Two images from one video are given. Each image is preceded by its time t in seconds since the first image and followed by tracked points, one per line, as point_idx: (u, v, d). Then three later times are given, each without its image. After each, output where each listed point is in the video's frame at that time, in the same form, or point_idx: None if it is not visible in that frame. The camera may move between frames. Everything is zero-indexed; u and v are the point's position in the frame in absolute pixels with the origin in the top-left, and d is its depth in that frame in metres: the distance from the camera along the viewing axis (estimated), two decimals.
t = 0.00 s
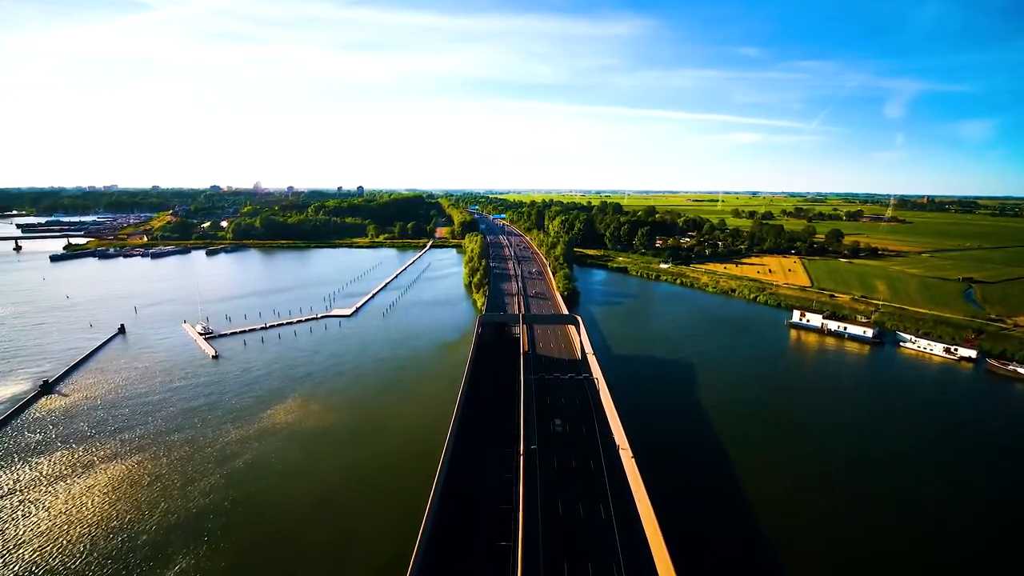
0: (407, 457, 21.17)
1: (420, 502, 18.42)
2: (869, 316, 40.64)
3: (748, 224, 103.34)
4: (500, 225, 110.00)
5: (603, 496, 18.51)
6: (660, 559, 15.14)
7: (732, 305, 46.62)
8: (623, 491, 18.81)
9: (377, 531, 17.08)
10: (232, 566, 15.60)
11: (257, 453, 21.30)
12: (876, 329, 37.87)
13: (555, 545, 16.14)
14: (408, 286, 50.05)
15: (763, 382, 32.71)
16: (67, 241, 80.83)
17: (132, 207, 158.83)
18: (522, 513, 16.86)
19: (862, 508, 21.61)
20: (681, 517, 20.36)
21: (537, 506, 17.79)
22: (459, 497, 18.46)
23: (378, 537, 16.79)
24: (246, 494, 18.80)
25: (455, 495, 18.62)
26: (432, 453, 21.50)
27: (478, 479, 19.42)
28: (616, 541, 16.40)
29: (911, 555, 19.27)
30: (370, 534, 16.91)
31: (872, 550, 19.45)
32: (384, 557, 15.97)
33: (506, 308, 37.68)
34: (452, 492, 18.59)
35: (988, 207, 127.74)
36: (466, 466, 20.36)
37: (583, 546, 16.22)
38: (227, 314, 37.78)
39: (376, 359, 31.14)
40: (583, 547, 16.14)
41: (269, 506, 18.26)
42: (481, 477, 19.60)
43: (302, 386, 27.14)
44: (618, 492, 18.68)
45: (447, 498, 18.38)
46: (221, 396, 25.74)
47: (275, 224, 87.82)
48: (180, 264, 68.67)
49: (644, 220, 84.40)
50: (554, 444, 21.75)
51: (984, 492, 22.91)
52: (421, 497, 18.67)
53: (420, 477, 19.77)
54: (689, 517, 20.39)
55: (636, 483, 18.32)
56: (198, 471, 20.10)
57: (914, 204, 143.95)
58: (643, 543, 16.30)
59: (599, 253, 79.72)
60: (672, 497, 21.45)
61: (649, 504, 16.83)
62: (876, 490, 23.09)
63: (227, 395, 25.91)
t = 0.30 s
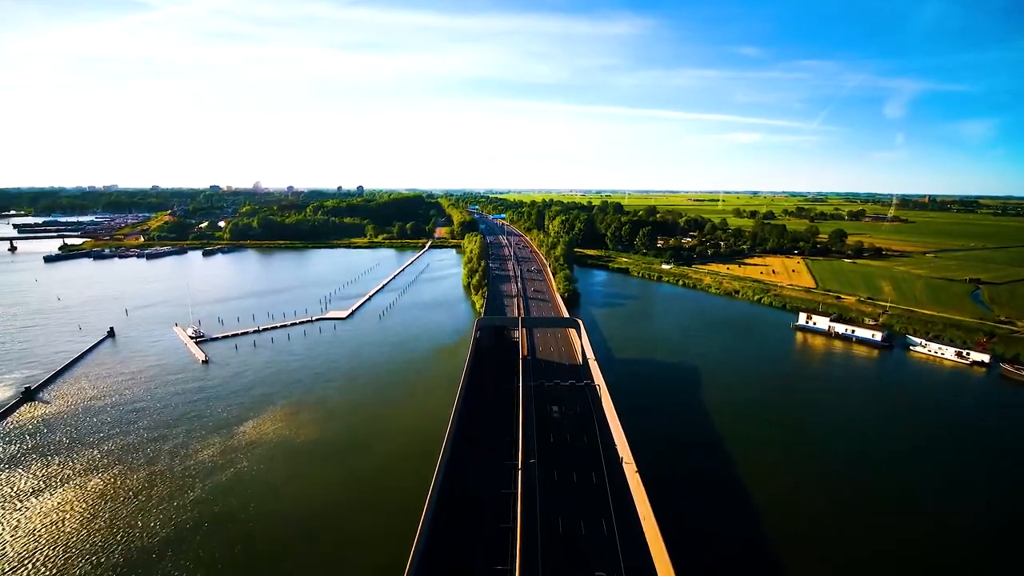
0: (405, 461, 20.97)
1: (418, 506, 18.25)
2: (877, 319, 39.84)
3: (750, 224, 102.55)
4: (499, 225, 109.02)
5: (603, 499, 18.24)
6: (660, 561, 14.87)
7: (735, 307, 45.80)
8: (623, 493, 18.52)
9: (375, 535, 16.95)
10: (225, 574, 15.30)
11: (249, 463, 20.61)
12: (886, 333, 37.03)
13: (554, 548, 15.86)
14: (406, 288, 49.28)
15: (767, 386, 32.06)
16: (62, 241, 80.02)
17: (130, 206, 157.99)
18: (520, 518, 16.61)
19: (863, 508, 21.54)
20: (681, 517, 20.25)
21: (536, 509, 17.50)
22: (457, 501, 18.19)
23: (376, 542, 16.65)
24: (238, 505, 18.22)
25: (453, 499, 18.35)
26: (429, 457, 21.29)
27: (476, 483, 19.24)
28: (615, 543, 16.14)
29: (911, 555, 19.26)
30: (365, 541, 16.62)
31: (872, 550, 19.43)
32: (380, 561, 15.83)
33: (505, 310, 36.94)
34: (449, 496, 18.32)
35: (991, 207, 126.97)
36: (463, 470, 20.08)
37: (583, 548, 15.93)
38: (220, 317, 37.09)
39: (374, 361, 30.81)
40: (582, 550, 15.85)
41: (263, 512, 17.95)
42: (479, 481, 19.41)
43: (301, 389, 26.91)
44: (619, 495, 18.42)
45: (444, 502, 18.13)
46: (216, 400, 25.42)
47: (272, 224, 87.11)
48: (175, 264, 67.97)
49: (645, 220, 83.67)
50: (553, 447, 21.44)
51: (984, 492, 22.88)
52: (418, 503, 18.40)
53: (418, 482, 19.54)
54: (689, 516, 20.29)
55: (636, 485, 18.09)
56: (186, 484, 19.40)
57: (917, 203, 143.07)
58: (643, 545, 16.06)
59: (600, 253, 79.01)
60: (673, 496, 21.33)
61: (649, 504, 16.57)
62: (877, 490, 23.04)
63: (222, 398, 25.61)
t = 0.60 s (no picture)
0: (401, 466, 20.62)
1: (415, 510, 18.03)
2: (885, 321, 39.02)
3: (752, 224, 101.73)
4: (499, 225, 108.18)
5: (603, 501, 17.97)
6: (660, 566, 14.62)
7: (739, 309, 45.02)
8: (623, 496, 18.25)
9: (375, 534, 16.89)
10: None
11: (233, 479, 19.77)
12: (895, 336, 36.20)
13: (553, 552, 15.63)
14: (404, 289, 48.51)
15: (772, 391, 31.41)
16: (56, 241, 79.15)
17: (128, 206, 157.07)
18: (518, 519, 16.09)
19: (863, 508, 21.59)
20: (681, 517, 20.16)
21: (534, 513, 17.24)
22: (453, 505, 17.92)
23: (374, 544, 16.50)
24: (223, 522, 17.47)
25: (450, 503, 18.06)
26: (424, 459, 20.96)
27: (472, 489, 18.76)
28: (615, 547, 15.89)
29: (911, 555, 19.31)
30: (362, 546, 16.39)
31: (872, 550, 19.46)
32: (381, 562, 15.74)
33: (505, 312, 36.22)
34: (446, 500, 18.07)
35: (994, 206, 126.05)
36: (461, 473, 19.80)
37: (582, 553, 15.68)
38: (212, 320, 36.35)
39: (369, 366, 30.16)
40: (581, 555, 15.60)
41: (257, 517, 17.71)
42: (474, 487, 18.88)
43: (297, 391, 26.67)
44: (619, 500, 18.03)
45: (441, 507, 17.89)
46: (211, 403, 25.14)
47: (270, 224, 86.31)
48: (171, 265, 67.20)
49: (646, 220, 82.92)
50: (552, 450, 21.14)
51: (984, 493, 22.90)
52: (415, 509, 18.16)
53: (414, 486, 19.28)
54: (690, 517, 20.17)
55: (636, 491, 17.71)
56: (165, 501, 18.54)
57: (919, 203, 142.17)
58: (643, 549, 15.81)
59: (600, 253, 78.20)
60: (673, 497, 21.23)
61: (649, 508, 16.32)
62: (877, 490, 23.09)
63: (217, 401, 25.35)
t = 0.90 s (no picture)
0: (399, 471, 20.79)
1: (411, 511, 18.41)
2: (894, 324, 38.21)
3: (753, 224, 101.02)
4: (498, 225, 107.28)
5: (603, 502, 17.97)
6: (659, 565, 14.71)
7: (743, 311, 44.23)
8: (621, 496, 18.28)
9: (376, 534, 17.29)
10: None
11: (232, 483, 19.73)
12: (905, 340, 35.39)
13: (550, 550, 15.78)
14: (401, 291, 47.76)
15: (775, 394, 30.87)
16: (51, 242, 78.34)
17: (125, 206, 156.20)
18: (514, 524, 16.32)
19: (862, 508, 21.46)
20: (681, 517, 20.03)
21: (531, 513, 17.35)
22: (451, 509, 18.17)
23: (375, 542, 16.95)
24: (206, 541, 16.85)
25: (447, 506, 18.42)
26: (423, 463, 21.25)
27: (469, 493, 18.99)
28: (615, 548, 15.92)
29: (911, 555, 19.19)
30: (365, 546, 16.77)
31: (872, 550, 19.35)
32: (382, 561, 16.16)
33: (503, 315, 35.50)
34: (443, 503, 18.44)
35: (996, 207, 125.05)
36: (458, 474, 20.08)
37: (580, 550, 15.81)
38: (204, 323, 35.61)
39: (366, 369, 29.82)
40: (579, 552, 15.72)
41: (258, 519, 17.85)
42: (472, 490, 19.26)
43: (296, 392, 26.80)
44: (619, 505, 17.78)
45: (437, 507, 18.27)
46: (211, 404, 25.23)
47: (267, 224, 85.62)
48: (166, 265, 66.50)
49: (647, 220, 82.15)
50: (550, 449, 21.19)
51: (984, 492, 22.80)
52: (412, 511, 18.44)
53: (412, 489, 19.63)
54: (689, 516, 20.06)
55: (636, 491, 17.67)
56: (138, 520, 17.70)
57: (922, 203, 141.31)
58: (642, 550, 15.87)
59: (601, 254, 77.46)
60: (672, 497, 21.12)
61: (647, 507, 16.40)
62: (877, 490, 22.95)
63: (217, 402, 25.38)
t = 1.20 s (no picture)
0: (399, 471, 20.45)
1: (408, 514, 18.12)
2: (902, 327, 37.45)
3: (755, 223, 100.15)
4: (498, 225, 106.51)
5: (602, 507, 17.60)
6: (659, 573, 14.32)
7: (746, 313, 43.46)
8: (621, 501, 17.91)
9: (374, 535, 17.08)
10: None
11: (225, 487, 19.41)
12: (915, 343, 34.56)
13: (548, 556, 15.43)
14: (399, 292, 47.00)
15: (778, 395, 30.30)
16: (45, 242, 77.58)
17: (122, 206, 155.17)
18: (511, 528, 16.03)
19: (863, 508, 21.03)
20: (681, 517, 19.60)
21: (529, 518, 17.02)
22: (448, 515, 17.87)
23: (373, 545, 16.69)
24: (200, 547, 16.61)
25: (444, 511, 18.12)
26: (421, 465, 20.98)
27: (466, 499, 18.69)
28: (615, 553, 15.58)
29: (912, 555, 18.77)
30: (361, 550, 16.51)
31: (872, 550, 18.92)
32: (382, 561, 16.05)
33: (502, 318, 34.73)
34: (441, 509, 18.12)
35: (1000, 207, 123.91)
36: (455, 479, 19.78)
37: (579, 556, 15.46)
38: (195, 326, 34.88)
39: (360, 372, 29.18)
40: (578, 558, 15.38)
41: (253, 525, 17.56)
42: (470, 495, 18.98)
43: (292, 394, 26.45)
44: (619, 512, 17.35)
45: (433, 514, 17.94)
46: (206, 407, 24.90)
47: (264, 224, 84.84)
48: (161, 266, 65.76)
49: (648, 220, 81.31)
50: (549, 452, 20.85)
51: (985, 492, 22.37)
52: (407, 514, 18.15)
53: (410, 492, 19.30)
54: (689, 517, 19.62)
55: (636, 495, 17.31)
56: (108, 540, 16.83)
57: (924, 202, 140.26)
58: (642, 555, 15.52)
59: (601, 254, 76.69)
60: (671, 497, 20.70)
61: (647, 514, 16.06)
62: (878, 489, 22.49)
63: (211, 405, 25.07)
